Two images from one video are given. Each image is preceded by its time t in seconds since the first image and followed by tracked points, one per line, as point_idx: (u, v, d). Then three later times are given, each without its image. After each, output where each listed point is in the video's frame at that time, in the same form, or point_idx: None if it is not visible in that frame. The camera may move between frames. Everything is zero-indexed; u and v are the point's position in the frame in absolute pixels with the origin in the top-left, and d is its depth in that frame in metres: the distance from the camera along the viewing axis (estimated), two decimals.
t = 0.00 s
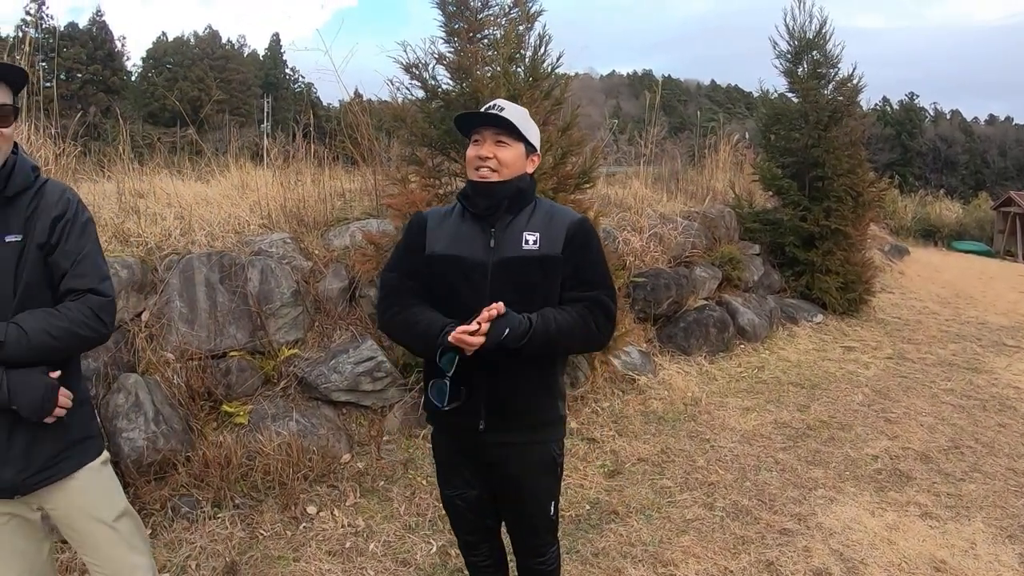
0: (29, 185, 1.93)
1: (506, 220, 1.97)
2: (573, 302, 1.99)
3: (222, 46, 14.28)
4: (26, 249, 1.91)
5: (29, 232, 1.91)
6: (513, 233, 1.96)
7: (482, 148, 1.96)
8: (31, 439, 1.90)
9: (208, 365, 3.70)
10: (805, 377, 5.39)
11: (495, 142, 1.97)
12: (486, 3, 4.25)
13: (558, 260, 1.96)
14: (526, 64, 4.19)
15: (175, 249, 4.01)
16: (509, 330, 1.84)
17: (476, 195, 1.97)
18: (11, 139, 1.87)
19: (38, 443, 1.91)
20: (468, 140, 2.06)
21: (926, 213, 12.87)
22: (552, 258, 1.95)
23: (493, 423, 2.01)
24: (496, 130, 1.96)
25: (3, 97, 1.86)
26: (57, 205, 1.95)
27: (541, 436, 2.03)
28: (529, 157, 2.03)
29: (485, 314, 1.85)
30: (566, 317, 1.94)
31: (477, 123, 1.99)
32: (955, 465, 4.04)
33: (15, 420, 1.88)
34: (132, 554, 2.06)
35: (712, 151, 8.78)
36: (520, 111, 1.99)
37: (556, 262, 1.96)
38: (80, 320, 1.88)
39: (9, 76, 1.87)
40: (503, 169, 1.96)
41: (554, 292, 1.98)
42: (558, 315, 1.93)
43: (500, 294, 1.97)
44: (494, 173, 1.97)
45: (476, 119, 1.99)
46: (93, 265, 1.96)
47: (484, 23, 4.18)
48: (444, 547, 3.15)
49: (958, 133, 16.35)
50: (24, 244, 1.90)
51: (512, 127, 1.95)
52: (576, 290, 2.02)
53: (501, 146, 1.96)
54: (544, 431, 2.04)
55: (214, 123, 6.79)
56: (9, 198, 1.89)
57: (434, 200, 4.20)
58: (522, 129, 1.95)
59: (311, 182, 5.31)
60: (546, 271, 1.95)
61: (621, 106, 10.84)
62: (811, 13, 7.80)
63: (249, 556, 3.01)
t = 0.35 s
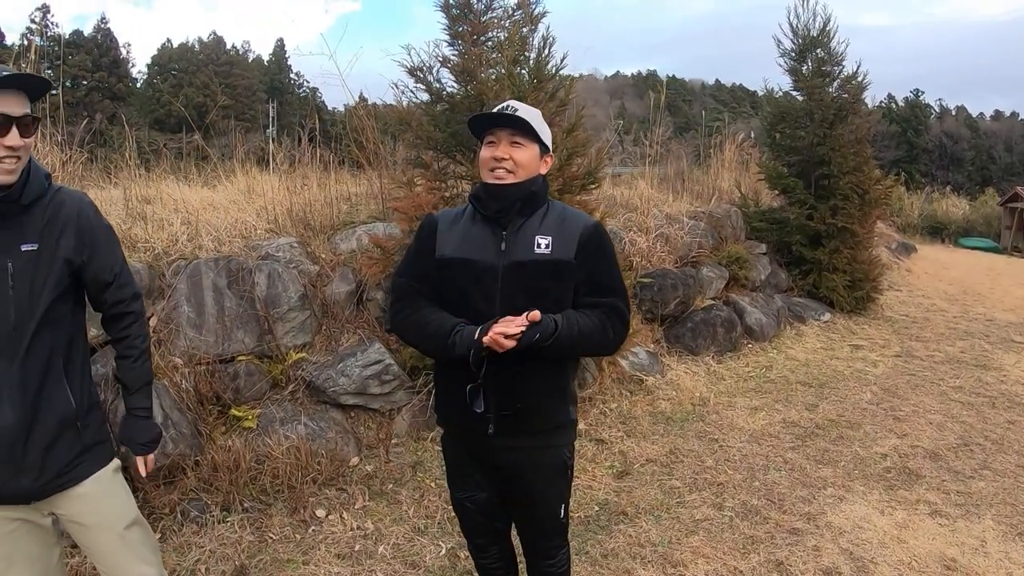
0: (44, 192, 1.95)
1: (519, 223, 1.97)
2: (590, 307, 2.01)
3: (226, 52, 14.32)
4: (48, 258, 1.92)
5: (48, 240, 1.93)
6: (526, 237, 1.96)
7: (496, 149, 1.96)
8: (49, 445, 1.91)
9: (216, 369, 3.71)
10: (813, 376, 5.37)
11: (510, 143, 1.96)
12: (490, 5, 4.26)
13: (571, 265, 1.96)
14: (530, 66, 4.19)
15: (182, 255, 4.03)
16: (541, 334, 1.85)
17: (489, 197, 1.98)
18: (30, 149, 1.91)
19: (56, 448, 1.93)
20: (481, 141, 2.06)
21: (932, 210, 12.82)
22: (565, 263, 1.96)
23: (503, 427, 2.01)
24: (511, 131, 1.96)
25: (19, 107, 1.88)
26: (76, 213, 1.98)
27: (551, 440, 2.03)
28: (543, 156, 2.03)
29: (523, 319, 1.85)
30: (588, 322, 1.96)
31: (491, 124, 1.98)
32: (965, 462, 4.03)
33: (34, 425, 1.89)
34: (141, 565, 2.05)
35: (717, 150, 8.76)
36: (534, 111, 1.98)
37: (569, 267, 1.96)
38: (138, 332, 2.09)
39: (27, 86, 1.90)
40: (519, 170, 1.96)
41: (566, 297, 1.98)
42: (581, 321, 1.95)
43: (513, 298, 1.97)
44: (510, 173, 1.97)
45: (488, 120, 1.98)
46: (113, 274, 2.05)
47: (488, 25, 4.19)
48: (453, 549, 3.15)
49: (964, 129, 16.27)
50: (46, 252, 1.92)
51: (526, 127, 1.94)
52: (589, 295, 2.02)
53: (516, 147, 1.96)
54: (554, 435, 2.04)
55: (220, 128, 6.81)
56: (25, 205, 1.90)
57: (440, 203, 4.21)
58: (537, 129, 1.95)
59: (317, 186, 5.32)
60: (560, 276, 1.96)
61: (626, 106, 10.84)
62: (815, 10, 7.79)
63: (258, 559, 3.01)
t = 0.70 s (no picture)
0: (43, 198, 1.96)
1: (525, 223, 1.98)
2: (602, 309, 2.01)
3: (224, 55, 14.32)
4: (47, 262, 1.94)
5: (47, 245, 1.94)
6: (533, 237, 1.96)
7: (501, 150, 1.96)
8: (50, 449, 1.92)
9: (217, 372, 3.72)
10: (814, 374, 5.38)
11: (515, 143, 1.97)
12: (488, 6, 4.26)
13: (578, 265, 1.97)
14: (528, 66, 4.20)
15: (183, 258, 4.04)
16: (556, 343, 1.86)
17: (495, 198, 1.98)
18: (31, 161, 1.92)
19: (56, 453, 1.93)
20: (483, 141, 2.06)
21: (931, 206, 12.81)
22: (572, 264, 1.96)
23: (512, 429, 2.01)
24: (515, 131, 1.96)
25: (24, 120, 1.89)
26: (72, 219, 2.00)
27: (559, 442, 2.03)
28: (548, 156, 2.03)
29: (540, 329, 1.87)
30: (599, 325, 1.96)
31: (495, 125, 1.98)
32: (966, 458, 4.03)
33: (36, 429, 1.89)
34: (142, 568, 2.05)
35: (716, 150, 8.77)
36: (538, 110, 1.98)
37: (577, 268, 1.97)
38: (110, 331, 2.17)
39: (30, 101, 1.91)
40: (525, 170, 1.97)
41: (573, 297, 1.99)
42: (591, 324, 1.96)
43: (521, 300, 1.97)
44: (516, 174, 1.97)
45: (492, 121, 1.98)
46: (97, 284, 2.11)
47: (486, 26, 4.19)
48: (457, 549, 3.16)
49: (962, 126, 16.27)
50: (46, 257, 1.93)
51: (532, 127, 1.95)
52: (599, 297, 2.03)
53: (521, 147, 1.97)
54: (562, 436, 2.04)
55: (219, 131, 6.82)
56: (27, 211, 1.91)
57: (440, 204, 4.21)
58: (541, 128, 1.95)
59: (317, 189, 5.32)
60: (567, 277, 1.96)
61: (624, 106, 10.85)
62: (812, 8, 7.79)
63: (261, 561, 3.02)
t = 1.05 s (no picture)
0: (35, 199, 1.96)
1: (533, 224, 1.98)
2: (612, 306, 2.04)
3: (222, 55, 14.29)
4: (43, 263, 1.94)
5: (41, 246, 1.95)
6: (541, 238, 1.97)
7: (508, 154, 1.96)
8: (50, 451, 1.92)
9: (217, 372, 3.72)
10: (813, 373, 5.39)
11: (520, 145, 1.97)
12: (487, 6, 4.27)
13: (588, 264, 1.98)
14: (527, 66, 4.21)
15: (182, 258, 4.04)
16: (568, 352, 1.88)
17: (502, 201, 1.98)
18: (21, 159, 1.91)
19: (56, 455, 1.93)
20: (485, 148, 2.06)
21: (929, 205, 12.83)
22: (582, 263, 1.97)
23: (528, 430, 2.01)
24: (519, 134, 1.96)
25: (11, 117, 1.87)
26: (66, 219, 2.01)
27: (573, 443, 2.04)
28: (551, 154, 2.05)
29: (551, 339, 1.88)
30: (615, 326, 1.99)
31: (495, 131, 1.98)
32: (965, 456, 4.04)
33: (34, 431, 1.90)
34: (142, 569, 2.06)
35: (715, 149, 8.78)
36: (539, 110, 1.99)
37: (587, 267, 1.98)
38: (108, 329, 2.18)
39: (19, 96, 1.90)
40: (534, 172, 1.97)
41: (584, 297, 2.00)
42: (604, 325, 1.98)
43: (532, 301, 1.98)
44: (527, 177, 1.98)
45: (494, 126, 1.98)
46: (94, 284, 2.12)
47: (485, 26, 4.20)
48: (458, 549, 3.17)
49: (960, 124, 16.30)
50: (41, 257, 1.94)
51: (536, 128, 1.95)
52: (609, 294, 2.05)
53: (527, 150, 1.97)
54: (575, 436, 2.06)
55: (217, 132, 6.82)
56: (19, 212, 1.91)
57: (440, 205, 4.22)
58: (543, 127, 1.96)
59: (316, 188, 5.33)
60: (578, 276, 1.97)
61: (622, 105, 10.85)
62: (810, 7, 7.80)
63: (263, 562, 3.02)
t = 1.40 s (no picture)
0: (35, 195, 1.96)
1: (542, 219, 1.99)
2: (630, 295, 2.07)
3: (222, 51, 14.26)
4: (43, 260, 1.93)
5: (42, 243, 1.94)
6: (553, 232, 1.98)
7: (511, 150, 1.95)
8: (51, 449, 1.92)
9: (219, 368, 3.72)
10: (814, 370, 5.40)
11: (522, 140, 1.96)
12: (489, 2, 4.26)
13: (602, 255, 2.00)
14: (530, 62, 4.20)
15: (183, 255, 4.03)
16: (602, 337, 1.89)
17: (510, 198, 1.97)
18: (19, 152, 1.89)
19: (57, 453, 1.93)
20: (484, 145, 2.05)
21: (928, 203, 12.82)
22: (596, 253, 1.99)
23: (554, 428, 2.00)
24: (520, 129, 1.96)
25: (10, 110, 1.85)
26: (66, 215, 2.01)
27: (595, 439, 2.05)
28: (552, 145, 2.05)
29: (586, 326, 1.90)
30: (638, 311, 2.02)
31: (496, 126, 1.97)
32: (966, 454, 4.05)
33: (35, 429, 1.89)
34: (144, 567, 2.06)
35: (715, 146, 8.78)
36: (536, 103, 1.98)
37: (601, 258, 2.00)
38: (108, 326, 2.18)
39: (16, 88, 1.88)
40: (538, 165, 1.97)
41: (601, 287, 2.02)
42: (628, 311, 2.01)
43: (551, 295, 1.98)
44: (531, 170, 1.97)
45: (494, 123, 1.96)
46: (94, 281, 2.11)
47: (486, 21, 4.19)
48: (460, 545, 3.17)
49: (960, 121, 16.30)
50: (41, 254, 1.93)
51: (537, 121, 1.95)
52: (624, 283, 2.09)
53: (529, 144, 1.97)
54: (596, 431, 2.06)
55: (217, 127, 6.81)
56: (18, 208, 1.91)
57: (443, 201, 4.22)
58: (543, 120, 1.96)
59: (317, 184, 5.32)
60: (594, 266, 1.99)
61: (623, 102, 10.84)
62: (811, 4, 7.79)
63: (265, 559, 3.02)
